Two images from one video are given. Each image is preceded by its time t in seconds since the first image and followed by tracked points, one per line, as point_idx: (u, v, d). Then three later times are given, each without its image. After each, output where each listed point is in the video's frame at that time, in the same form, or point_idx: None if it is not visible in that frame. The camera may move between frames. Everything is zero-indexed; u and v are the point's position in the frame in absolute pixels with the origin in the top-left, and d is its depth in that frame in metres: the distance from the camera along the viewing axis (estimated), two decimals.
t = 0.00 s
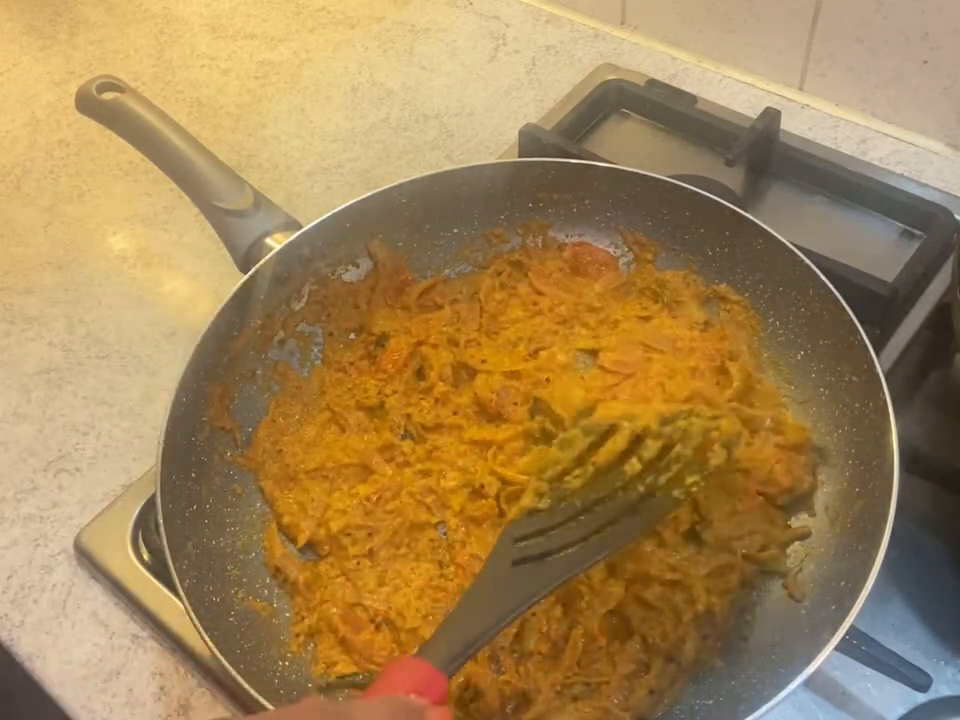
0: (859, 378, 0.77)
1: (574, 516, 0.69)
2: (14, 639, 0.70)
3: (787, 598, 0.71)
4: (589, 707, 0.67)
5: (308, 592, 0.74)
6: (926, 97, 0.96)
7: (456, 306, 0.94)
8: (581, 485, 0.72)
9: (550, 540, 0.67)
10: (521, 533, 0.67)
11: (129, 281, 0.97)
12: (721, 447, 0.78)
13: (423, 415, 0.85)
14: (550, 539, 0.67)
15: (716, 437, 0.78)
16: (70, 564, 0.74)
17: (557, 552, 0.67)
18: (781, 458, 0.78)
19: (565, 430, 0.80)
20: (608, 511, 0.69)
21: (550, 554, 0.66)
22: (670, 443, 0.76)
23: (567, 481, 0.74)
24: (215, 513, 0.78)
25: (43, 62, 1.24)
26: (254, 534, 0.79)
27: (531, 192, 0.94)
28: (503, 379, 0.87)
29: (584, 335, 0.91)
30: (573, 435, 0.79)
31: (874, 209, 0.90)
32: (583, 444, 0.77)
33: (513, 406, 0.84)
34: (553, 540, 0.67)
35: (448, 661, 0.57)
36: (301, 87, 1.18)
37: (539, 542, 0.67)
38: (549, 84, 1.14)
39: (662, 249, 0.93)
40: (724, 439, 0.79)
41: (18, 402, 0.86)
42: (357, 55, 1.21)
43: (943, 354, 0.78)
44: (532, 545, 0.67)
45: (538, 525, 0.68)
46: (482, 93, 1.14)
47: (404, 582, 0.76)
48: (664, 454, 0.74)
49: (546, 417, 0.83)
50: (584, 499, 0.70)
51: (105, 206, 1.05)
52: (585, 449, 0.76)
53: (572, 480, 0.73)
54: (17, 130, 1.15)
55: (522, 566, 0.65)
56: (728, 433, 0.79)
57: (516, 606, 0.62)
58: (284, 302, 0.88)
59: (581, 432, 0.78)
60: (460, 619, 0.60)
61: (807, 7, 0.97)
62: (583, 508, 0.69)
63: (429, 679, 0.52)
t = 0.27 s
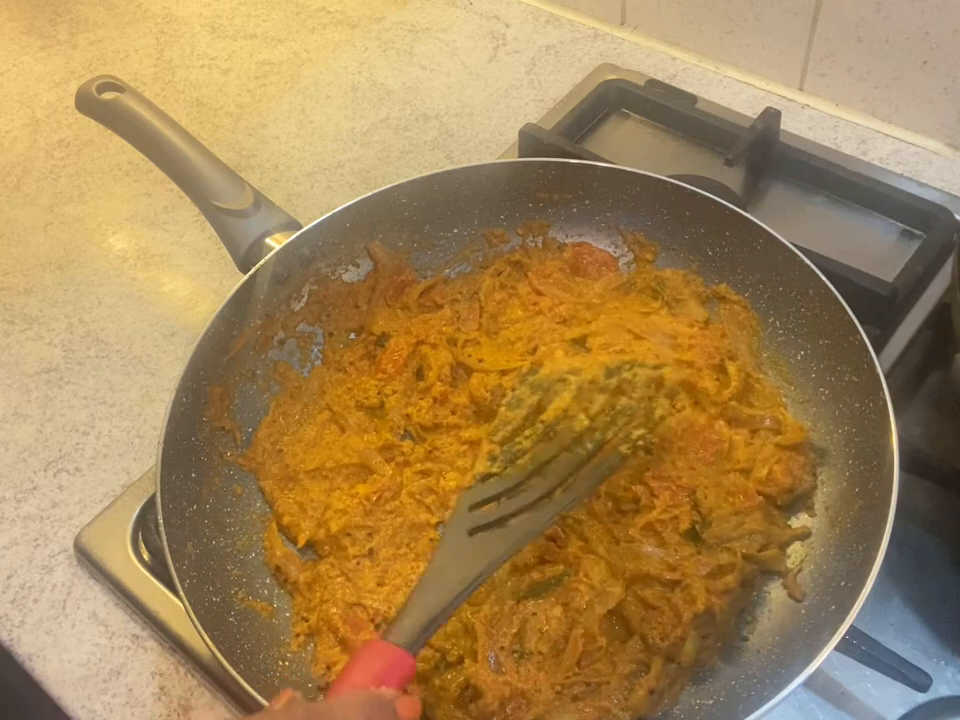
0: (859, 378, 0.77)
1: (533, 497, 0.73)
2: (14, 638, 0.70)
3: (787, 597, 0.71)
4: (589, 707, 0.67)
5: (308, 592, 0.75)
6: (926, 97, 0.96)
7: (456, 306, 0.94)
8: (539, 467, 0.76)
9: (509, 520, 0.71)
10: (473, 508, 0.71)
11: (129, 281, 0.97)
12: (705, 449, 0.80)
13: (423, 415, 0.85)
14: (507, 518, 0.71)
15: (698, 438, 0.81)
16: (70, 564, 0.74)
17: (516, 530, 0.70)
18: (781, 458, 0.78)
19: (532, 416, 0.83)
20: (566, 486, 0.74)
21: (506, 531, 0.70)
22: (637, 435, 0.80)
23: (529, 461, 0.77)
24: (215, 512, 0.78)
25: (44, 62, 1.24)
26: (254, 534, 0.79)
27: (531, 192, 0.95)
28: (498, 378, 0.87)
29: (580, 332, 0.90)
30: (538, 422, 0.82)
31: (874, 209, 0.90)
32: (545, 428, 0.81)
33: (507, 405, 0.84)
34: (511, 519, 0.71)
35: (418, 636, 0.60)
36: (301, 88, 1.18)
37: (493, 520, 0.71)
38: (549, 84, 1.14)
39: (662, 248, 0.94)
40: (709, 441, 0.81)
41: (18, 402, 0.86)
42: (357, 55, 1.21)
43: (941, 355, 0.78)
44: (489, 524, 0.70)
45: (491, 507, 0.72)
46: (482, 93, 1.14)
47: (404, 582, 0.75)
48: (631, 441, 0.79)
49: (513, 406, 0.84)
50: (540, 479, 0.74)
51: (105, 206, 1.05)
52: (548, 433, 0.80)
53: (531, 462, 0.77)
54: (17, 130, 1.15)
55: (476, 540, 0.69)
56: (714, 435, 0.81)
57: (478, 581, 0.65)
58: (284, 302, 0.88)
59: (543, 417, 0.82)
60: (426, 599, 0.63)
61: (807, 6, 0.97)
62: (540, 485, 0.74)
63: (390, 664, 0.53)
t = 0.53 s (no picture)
0: (859, 378, 0.77)
1: (569, 514, 0.72)
2: (14, 638, 0.70)
3: (787, 597, 0.71)
4: (589, 707, 0.67)
5: (308, 592, 0.75)
6: (926, 97, 0.96)
7: (456, 306, 0.94)
8: (573, 482, 0.75)
9: (549, 541, 0.70)
10: (522, 532, 0.71)
11: (129, 281, 0.97)
12: (706, 442, 0.79)
13: (423, 415, 0.85)
14: (551, 539, 0.70)
15: (701, 433, 0.80)
16: (70, 564, 0.74)
17: (559, 552, 0.69)
18: (781, 457, 0.78)
19: (558, 423, 0.82)
20: (605, 508, 0.72)
21: (552, 554, 0.69)
22: (657, 438, 0.78)
23: (559, 475, 0.76)
24: (215, 513, 0.78)
25: (44, 62, 1.24)
26: (254, 534, 0.79)
27: (531, 192, 0.95)
28: (499, 378, 0.87)
29: (579, 332, 0.90)
30: (564, 428, 0.81)
31: (874, 209, 0.90)
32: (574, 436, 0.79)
33: (507, 405, 0.85)
34: (553, 540, 0.70)
35: (466, 673, 0.60)
36: (301, 88, 1.18)
37: (537, 543, 0.70)
38: (549, 84, 1.14)
39: (662, 248, 0.94)
40: (710, 434, 0.80)
41: (18, 402, 0.86)
42: (357, 55, 1.21)
43: (941, 355, 0.78)
44: (534, 545, 0.70)
45: (534, 526, 0.71)
46: (482, 93, 1.14)
47: (404, 582, 0.75)
48: (651, 448, 0.78)
49: (536, 411, 0.84)
50: (578, 497, 0.73)
51: (105, 206, 1.05)
52: (576, 442, 0.79)
53: (565, 475, 0.76)
54: (17, 130, 1.15)
55: (528, 566, 0.68)
56: (713, 427, 0.80)
57: (527, 609, 0.65)
58: (284, 302, 0.88)
59: (572, 424, 0.81)
60: (475, 630, 0.62)
61: (807, 6, 0.97)
62: (578, 506, 0.72)
63: (443, 696, 0.56)
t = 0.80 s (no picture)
0: (859, 378, 0.77)
1: (570, 514, 0.72)
2: (14, 638, 0.70)
3: (787, 597, 0.71)
4: (589, 707, 0.67)
5: (308, 592, 0.75)
6: (926, 96, 0.96)
7: (456, 306, 0.94)
8: (574, 482, 0.75)
9: (549, 541, 0.70)
10: (522, 531, 0.71)
11: (129, 281, 0.97)
12: (706, 442, 0.79)
13: (423, 415, 0.85)
14: (551, 539, 0.70)
15: (701, 433, 0.80)
16: (70, 564, 0.74)
17: (559, 552, 0.69)
18: (781, 458, 0.78)
19: (558, 422, 0.82)
20: (606, 508, 0.72)
21: (552, 554, 0.69)
22: (657, 438, 0.78)
23: (559, 475, 0.76)
24: (215, 513, 0.78)
25: (44, 62, 1.24)
26: (255, 534, 0.79)
27: (531, 192, 0.95)
28: (498, 378, 0.87)
29: (580, 332, 0.90)
30: (563, 428, 0.81)
31: (873, 209, 0.90)
32: (574, 436, 0.79)
33: (508, 406, 0.84)
34: (553, 540, 0.70)
35: (467, 673, 0.60)
36: (301, 88, 1.18)
37: (537, 543, 0.70)
38: (549, 84, 1.14)
39: (663, 248, 0.94)
40: (710, 434, 0.80)
41: (18, 402, 0.86)
42: (357, 55, 1.21)
43: (941, 354, 0.78)
44: (534, 545, 0.70)
45: (534, 526, 0.71)
46: (482, 93, 1.14)
47: (404, 582, 0.75)
48: (651, 448, 0.78)
49: (536, 411, 0.84)
50: (578, 497, 0.73)
51: (105, 206, 1.05)
52: (576, 441, 0.79)
53: (565, 475, 0.76)
54: (17, 130, 1.15)
55: (528, 566, 0.68)
56: (713, 427, 0.80)
57: (527, 608, 0.65)
58: (284, 302, 0.88)
59: (571, 424, 0.81)
60: (475, 630, 0.62)
61: (807, 6, 0.97)
62: (578, 506, 0.72)
63: (445, 696, 0.56)
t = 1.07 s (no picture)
0: (859, 378, 0.77)
1: (570, 515, 0.72)
2: (14, 638, 0.70)
3: (787, 597, 0.71)
4: (589, 707, 0.67)
5: (308, 592, 0.75)
6: (926, 96, 0.96)
7: (456, 306, 0.94)
8: (574, 482, 0.75)
9: (549, 541, 0.70)
10: (521, 531, 0.71)
11: (129, 281, 0.97)
12: (706, 442, 0.79)
13: (423, 415, 0.85)
14: (551, 539, 0.70)
15: (701, 433, 0.80)
16: (70, 564, 0.74)
17: (559, 552, 0.69)
18: (781, 457, 0.78)
19: (558, 422, 0.82)
20: (606, 508, 0.72)
21: (552, 554, 0.69)
22: (657, 438, 0.78)
23: (559, 475, 0.76)
24: (215, 513, 0.78)
25: (43, 62, 1.24)
26: (255, 534, 0.79)
27: (532, 192, 0.95)
28: (498, 378, 0.87)
29: (580, 332, 0.90)
30: (563, 428, 0.81)
31: (874, 209, 0.90)
32: (574, 436, 0.79)
33: (508, 406, 0.84)
34: (553, 540, 0.70)
35: (467, 673, 0.60)
36: (301, 88, 1.18)
37: (537, 543, 0.70)
38: (549, 84, 1.14)
39: (663, 248, 0.94)
40: (710, 434, 0.80)
41: (18, 402, 0.86)
42: (357, 55, 1.21)
43: (941, 355, 0.78)
44: (534, 545, 0.70)
45: (534, 526, 0.71)
46: (482, 93, 1.14)
47: (404, 582, 0.75)
48: (651, 448, 0.78)
49: (536, 411, 0.84)
50: (578, 497, 0.73)
51: (105, 206, 1.05)
52: (576, 441, 0.79)
53: (565, 475, 0.76)
54: (17, 130, 1.15)
55: (528, 566, 0.68)
56: (713, 426, 0.80)
57: (527, 608, 0.65)
58: (284, 302, 0.88)
59: (571, 424, 0.81)
60: (475, 630, 0.62)
61: (807, 6, 0.97)
62: (578, 506, 0.72)
63: (444, 696, 0.56)
